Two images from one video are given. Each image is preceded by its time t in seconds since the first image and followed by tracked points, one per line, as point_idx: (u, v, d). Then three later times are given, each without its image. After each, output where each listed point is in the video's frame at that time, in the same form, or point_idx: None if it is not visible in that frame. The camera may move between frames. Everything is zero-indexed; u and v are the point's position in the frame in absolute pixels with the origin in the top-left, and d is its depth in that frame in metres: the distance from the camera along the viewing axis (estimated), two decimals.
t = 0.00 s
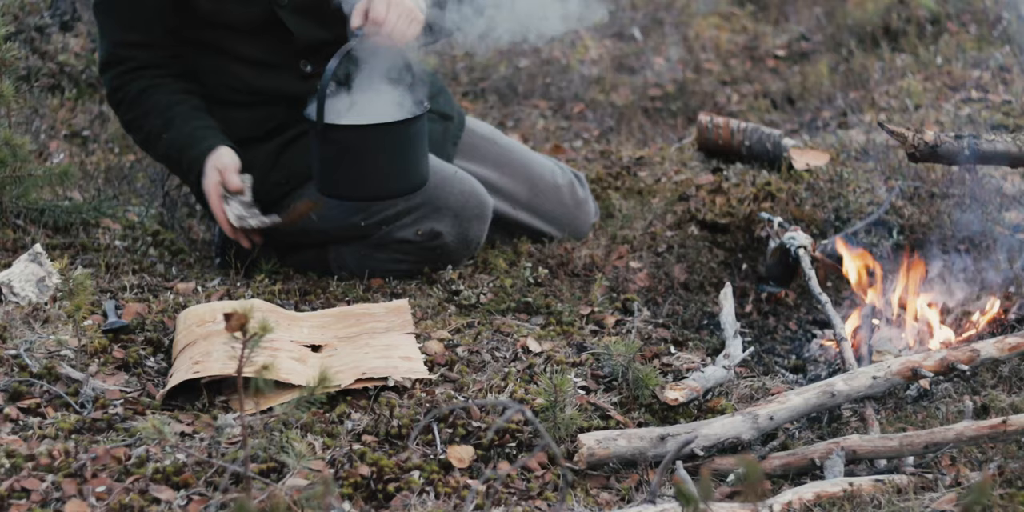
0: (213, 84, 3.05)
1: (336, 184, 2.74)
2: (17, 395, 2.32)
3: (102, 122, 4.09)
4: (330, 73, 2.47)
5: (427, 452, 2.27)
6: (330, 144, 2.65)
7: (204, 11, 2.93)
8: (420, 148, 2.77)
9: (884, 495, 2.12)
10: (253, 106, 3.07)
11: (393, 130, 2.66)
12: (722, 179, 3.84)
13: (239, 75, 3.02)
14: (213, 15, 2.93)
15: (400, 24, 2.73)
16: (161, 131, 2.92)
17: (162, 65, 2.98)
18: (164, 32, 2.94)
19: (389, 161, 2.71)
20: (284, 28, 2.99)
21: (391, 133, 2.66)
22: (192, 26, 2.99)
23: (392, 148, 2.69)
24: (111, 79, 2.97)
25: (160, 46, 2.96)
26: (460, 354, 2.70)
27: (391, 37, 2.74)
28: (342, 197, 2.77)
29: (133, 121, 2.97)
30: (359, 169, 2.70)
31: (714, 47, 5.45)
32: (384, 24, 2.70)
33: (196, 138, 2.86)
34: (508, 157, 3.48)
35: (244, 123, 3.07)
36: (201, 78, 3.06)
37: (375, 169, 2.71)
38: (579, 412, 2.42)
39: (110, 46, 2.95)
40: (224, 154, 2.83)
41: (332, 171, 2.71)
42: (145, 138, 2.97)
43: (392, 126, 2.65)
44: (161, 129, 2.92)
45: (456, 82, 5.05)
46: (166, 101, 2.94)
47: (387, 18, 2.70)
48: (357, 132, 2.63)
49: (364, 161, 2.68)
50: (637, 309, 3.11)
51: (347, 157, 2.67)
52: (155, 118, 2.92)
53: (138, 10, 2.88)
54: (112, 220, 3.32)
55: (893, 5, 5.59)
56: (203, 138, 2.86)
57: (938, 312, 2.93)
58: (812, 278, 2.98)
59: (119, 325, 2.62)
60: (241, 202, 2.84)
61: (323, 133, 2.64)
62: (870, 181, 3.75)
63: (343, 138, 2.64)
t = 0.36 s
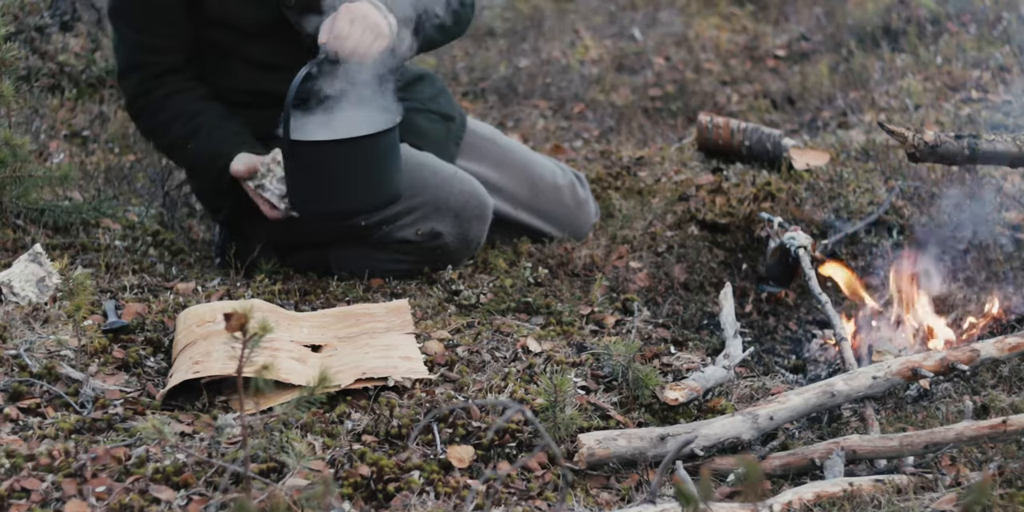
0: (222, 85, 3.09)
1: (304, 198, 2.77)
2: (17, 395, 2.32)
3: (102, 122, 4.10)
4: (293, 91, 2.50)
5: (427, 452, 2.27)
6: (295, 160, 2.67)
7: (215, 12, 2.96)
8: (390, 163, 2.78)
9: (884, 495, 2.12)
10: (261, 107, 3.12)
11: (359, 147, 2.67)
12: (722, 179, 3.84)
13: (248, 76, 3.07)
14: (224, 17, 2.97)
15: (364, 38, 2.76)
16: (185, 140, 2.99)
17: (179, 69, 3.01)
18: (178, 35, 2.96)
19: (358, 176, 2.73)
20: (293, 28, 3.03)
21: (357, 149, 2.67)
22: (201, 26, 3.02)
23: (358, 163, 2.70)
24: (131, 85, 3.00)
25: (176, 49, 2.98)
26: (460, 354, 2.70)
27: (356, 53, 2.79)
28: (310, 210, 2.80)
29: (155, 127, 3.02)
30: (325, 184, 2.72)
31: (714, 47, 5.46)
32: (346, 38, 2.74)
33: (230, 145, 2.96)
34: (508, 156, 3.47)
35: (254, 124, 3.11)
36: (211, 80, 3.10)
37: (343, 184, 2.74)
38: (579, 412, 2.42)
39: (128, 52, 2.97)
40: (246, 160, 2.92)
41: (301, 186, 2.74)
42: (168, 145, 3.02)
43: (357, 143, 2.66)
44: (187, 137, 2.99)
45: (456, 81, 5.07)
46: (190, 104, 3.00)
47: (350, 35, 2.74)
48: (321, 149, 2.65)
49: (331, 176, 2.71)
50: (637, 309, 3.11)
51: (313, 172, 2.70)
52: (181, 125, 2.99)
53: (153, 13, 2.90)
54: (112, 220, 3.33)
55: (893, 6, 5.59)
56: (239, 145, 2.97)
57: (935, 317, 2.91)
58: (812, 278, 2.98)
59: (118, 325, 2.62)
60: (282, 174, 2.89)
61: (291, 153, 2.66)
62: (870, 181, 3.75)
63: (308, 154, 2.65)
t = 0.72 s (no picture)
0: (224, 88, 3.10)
1: (288, 202, 2.78)
2: (17, 395, 2.32)
3: (102, 122, 4.10)
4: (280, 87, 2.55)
5: (427, 452, 2.27)
6: (283, 162, 2.69)
7: (217, 12, 2.97)
8: (375, 171, 2.81)
9: (884, 495, 2.12)
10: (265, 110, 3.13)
11: (347, 151, 2.70)
12: (722, 179, 3.83)
13: (252, 77, 3.06)
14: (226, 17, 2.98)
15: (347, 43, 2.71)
16: (189, 147, 3.01)
17: (185, 72, 3.03)
18: (183, 36, 2.98)
19: (345, 179, 2.74)
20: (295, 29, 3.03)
21: (345, 152, 2.69)
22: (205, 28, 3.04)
23: (347, 167, 2.73)
24: (136, 88, 3.01)
25: (180, 52, 3.00)
26: (460, 354, 2.70)
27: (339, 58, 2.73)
28: (295, 215, 2.80)
29: (160, 131, 3.03)
30: (312, 188, 2.74)
31: (714, 47, 5.46)
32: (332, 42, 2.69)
33: (235, 157, 2.99)
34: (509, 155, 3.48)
35: (257, 127, 3.12)
36: (214, 83, 3.11)
37: (327, 191, 2.75)
38: (579, 412, 2.42)
39: (132, 53, 2.98)
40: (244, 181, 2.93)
41: (285, 190, 2.75)
42: (171, 149, 3.04)
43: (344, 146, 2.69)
44: (191, 143, 3.00)
45: (456, 81, 5.07)
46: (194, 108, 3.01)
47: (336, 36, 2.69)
48: (310, 151, 2.67)
49: (317, 180, 2.72)
50: (637, 308, 3.11)
51: (298, 174, 2.71)
52: (186, 131, 3.00)
53: (156, 13, 2.91)
54: (112, 220, 3.32)
55: (893, 5, 5.59)
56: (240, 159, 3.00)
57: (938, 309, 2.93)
58: (812, 278, 2.98)
59: (118, 325, 2.62)
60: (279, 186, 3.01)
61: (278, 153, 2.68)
62: (870, 181, 3.75)
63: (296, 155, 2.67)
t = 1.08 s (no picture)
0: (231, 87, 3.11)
1: (284, 210, 2.77)
2: (17, 395, 2.32)
3: (102, 122, 4.10)
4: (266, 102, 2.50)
5: (427, 452, 2.27)
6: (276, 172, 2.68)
7: (224, 11, 2.98)
8: (369, 174, 2.80)
9: (884, 495, 2.12)
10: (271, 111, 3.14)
11: (341, 158, 2.68)
12: (722, 179, 3.83)
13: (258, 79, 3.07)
14: (233, 17, 2.99)
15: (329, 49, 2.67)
16: (194, 149, 3.04)
17: (193, 72, 3.05)
18: (190, 36, 2.99)
19: (340, 186, 2.73)
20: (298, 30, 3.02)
21: (339, 160, 2.68)
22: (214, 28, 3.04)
23: (341, 173, 2.71)
24: (143, 87, 3.04)
25: (188, 52, 3.01)
26: (460, 354, 2.70)
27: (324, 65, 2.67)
28: (290, 219, 2.79)
29: (166, 131, 3.06)
30: (308, 195, 2.72)
31: (714, 47, 5.46)
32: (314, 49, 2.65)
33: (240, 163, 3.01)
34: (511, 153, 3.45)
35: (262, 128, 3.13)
36: (221, 84, 3.12)
37: (323, 197, 2.74)
38: (579, 412, 2.42)
39: (138, 52, 3.00)
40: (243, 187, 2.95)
41: (280, 198, 2.74)
42: (176, 151, 3.07)
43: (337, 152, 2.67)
44: (197, 146, 3.03)
45: (456, 81, 5.06)
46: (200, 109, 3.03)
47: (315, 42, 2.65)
48: (303, 159, 2.65)
49: (312, 187, 2.71)
50: (637, 309, 3.11)
51: (293, 183, 2.69)
52: (191, 133, 3.03)
53: (164, 13, 2.93)
54: (112, 220, 3.32)
55: (893, 5, 5.59)
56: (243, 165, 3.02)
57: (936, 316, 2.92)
58: (812, 278, 2.98)
59: (119, 325, 2.63)
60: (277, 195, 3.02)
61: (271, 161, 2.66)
62: (870, 181, 3.75)
63: (290, 164, 2.66)
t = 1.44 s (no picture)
0: (242, 81, 3.05)
1: (290, 212, 2.76)
2: (17, 395, 2.32)
3: (102, 122, 4.10)
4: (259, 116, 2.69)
5: (427, 452, 2.27)
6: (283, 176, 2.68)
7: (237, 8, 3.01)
8: (374, 181, 2.79)
9: (884, 495, 2.12)
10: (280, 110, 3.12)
11: (350, 165, 2.67)
12: (723, 179, 3.82)
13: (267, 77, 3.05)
14: (248, 14, 3.01)
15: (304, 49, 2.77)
16: (204, 144, 3.06)
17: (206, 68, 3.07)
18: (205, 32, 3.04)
19: (345, 192, 2.73)
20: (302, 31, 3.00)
21: (347, 167, 2.68)
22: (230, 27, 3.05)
23: (348, 179, 2.70)
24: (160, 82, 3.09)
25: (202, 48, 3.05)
26: (460, 354, 2.70)
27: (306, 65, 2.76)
28: (294, 221, 2.79)
29: (178, 126, 3.10)
30: (314, 200, 2.72)
31: (714, 47, 5.46)
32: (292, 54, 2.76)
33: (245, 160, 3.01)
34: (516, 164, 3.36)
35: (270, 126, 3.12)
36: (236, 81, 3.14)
37: (328, 202, 2.74)
38: (579, 412, 2.42)
39: (155, 46, 3.07)
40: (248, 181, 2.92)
41: (286, 201, 2.73)
42: (187, 145, 3.11)
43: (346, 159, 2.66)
44: (205, 141, 3.05)
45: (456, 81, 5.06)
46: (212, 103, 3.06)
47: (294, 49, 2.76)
48: (312, 165, 2.65)
49: (320, 192, 2.70)
50: (637, 309, 3.11)
51: (299, 187, 2.69)
52: (201, 128, 3.06)
53: (180, 8, 3.00)
54: (112, 220, 3.32)
55: (893, 5, 5.59)
56: (247, 163, 3.01)
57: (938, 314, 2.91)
58: (812, 278, 2.98)
59: (119, 325, 2.63)
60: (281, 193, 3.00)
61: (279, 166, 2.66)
62: (870, 181, 3.75)
63: (298, 169, 2.65)
